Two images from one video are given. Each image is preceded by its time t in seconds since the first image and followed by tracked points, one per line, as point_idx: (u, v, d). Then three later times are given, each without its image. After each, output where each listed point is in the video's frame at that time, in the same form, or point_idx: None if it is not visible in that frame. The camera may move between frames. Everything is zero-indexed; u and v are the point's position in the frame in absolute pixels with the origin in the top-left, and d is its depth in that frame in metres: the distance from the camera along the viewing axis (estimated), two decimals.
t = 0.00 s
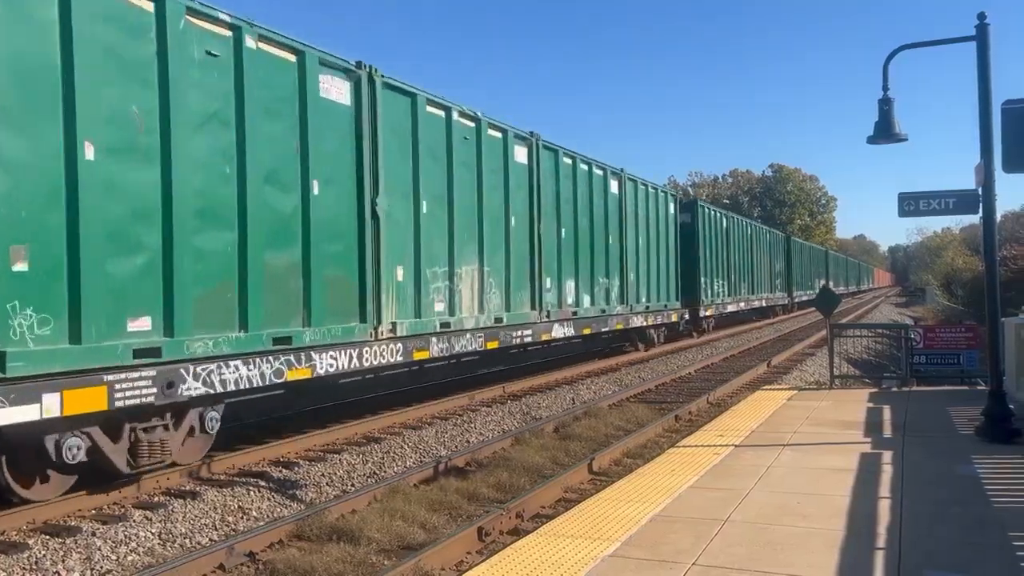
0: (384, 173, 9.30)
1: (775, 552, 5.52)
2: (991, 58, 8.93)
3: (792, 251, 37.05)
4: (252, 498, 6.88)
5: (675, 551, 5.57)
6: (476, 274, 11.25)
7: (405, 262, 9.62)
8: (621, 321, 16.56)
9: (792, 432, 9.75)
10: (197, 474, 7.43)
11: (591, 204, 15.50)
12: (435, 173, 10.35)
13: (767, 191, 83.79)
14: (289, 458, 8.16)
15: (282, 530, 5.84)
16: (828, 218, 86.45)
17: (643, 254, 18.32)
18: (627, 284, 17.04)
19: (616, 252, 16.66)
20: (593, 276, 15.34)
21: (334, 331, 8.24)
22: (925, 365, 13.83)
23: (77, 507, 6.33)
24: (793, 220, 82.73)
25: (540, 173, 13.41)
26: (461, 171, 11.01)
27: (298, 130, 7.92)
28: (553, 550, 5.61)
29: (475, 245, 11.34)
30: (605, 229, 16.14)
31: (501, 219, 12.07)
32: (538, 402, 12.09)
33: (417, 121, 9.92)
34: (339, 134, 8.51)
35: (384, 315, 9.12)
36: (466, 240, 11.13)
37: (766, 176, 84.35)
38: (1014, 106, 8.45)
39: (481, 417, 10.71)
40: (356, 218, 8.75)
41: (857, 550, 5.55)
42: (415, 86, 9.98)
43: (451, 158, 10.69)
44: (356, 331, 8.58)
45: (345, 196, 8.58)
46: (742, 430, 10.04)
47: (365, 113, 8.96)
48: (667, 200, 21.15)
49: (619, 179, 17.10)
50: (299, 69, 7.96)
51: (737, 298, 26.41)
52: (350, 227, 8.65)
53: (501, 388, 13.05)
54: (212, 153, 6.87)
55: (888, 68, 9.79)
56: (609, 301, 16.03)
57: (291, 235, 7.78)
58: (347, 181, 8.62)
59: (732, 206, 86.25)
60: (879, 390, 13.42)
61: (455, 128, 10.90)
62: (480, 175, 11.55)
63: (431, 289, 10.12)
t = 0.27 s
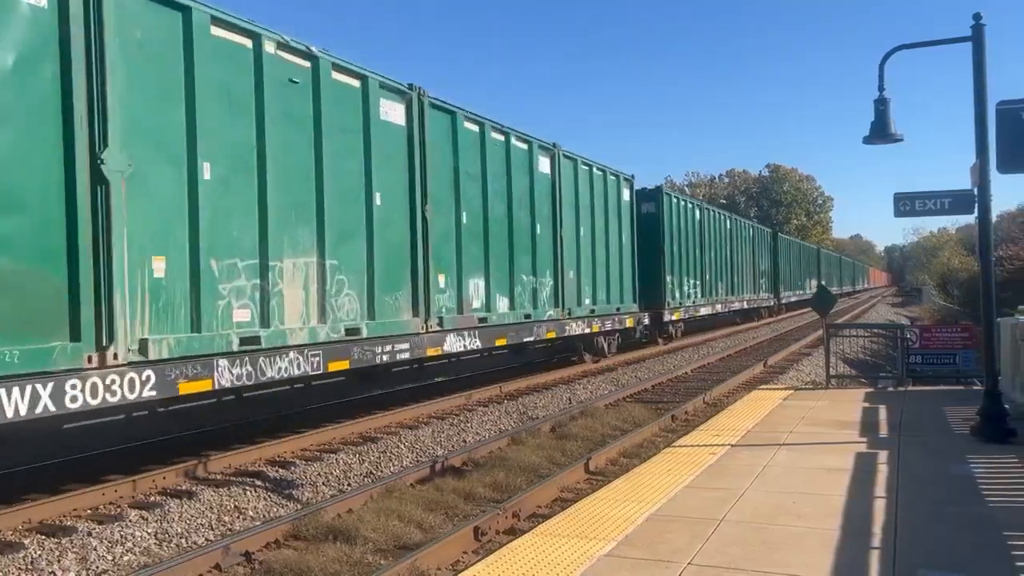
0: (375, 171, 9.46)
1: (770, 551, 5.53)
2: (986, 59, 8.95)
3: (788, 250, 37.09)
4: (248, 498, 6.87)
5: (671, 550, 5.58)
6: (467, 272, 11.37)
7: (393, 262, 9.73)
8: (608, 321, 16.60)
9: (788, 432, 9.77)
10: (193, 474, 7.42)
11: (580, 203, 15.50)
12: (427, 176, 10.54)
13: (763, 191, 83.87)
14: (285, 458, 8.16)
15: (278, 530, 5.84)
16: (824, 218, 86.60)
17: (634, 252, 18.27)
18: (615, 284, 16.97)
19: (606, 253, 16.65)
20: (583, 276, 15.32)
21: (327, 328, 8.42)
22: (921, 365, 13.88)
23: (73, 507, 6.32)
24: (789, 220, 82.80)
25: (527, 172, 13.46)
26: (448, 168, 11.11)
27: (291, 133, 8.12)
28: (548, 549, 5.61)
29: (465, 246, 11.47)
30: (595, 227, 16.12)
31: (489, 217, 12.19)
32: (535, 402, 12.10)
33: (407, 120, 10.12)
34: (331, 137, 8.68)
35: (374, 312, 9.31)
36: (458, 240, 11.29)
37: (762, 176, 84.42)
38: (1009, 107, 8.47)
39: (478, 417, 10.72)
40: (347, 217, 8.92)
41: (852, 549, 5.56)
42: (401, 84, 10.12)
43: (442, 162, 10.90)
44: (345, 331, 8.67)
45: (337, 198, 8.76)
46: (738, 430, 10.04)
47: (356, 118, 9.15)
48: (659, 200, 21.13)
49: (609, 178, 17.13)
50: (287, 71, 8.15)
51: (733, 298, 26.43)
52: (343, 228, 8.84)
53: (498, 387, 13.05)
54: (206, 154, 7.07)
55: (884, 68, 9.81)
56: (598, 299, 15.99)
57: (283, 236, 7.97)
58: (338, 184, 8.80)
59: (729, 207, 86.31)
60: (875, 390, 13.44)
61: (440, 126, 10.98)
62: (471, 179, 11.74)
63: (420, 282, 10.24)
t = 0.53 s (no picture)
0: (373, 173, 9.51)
1: (766, 551, 5.53)
2: (983, 59, 8.97)
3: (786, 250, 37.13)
4: (244, 498, 6.86)
5: (668, 550, 5.58)
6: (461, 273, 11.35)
7: (394, 260, 9.80)
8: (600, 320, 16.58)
9: (784, 431, 9.78)
10: (190, 473, 7.41)
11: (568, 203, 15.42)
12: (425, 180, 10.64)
13: (760, 191, 83.94)
14: (282, 457, 8.16)
15: (274, 529, 5.83)
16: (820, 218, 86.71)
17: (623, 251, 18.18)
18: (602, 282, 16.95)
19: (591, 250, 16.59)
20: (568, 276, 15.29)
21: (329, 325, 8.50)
22: (917, 364, 13.90)
23: (69, 506, 6.31)
24: (787, 220, 82.88)
25: (523, 171, 13.60)
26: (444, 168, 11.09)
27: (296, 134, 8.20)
28: (546, 548, 5.62)
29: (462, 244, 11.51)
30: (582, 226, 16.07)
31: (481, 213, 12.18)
32: (532, 401, 12.11)
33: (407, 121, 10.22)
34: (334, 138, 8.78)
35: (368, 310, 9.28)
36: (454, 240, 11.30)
37: (759, 176, 84.49)
38: (1005, 107, 8.48)
39: (474, 416, 10.72)
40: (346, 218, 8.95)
41: (848, 549, 5.56)
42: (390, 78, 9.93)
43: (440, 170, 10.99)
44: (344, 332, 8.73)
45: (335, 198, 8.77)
46: (734, 429, 10.04)
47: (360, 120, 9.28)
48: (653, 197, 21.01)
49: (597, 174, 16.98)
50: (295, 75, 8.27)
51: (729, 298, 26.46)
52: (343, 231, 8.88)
53: (495, 387, 13.06)
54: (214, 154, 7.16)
55: (881, 68, 9.82)
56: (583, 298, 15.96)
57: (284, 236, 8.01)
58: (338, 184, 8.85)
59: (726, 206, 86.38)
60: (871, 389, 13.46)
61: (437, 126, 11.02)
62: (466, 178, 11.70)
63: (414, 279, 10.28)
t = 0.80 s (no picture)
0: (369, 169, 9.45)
1: (763, 551, 5.53)
2: (980, 59, 8.98)
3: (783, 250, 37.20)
4: (242, 497, 6.85)
5: (666, 550, 5.58)
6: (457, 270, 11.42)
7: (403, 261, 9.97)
8: (597, 320, 16.57)
9: (782, 431, 9.78)
10: (187, 473, 7.40)
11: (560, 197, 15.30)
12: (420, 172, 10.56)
13: (758, 191, 84.00)
14: (279, 457, 8.15)
15: (272, 529, 5.83)
16: (818, 218, 86.82)
17: (620, 249, 18.15)
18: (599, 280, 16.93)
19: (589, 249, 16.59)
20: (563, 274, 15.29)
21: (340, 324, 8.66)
22: (915, 364, 13.91)
23: (65, 506, 6.30)
24: (784, 220, 82.95)
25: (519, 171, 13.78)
26: (442, 167, 11.08)
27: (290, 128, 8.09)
28: (543, 548, 5.62)
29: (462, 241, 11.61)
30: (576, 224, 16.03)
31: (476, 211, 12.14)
32: (530, 401, 12.11)
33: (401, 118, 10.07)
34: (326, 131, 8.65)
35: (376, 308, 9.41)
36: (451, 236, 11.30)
37: (757, 176, 84.56)
38: (1002, 107, 8.49)
39: (472, 416, 10.72)
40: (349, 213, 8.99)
41: (846, 549, 5.56)
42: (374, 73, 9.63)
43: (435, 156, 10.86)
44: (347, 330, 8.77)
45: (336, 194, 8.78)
46: (731, 429, 10.04)
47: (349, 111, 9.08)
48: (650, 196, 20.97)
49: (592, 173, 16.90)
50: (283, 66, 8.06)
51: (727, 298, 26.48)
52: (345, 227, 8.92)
53: (492, 387, 13.06)
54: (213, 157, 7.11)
55: (878, 68, 9.83)
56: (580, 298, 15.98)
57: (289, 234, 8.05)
58: (337, 179, 8.82)
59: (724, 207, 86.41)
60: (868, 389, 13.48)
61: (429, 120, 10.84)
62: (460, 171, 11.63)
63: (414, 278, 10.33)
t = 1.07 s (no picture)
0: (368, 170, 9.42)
1: (761, 551, 5.54)
2: (979, 60, 8.98)
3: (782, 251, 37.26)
4: (240, 498, 6.85)
5: (664, 550, 5.59)
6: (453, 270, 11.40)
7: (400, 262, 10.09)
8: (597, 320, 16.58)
9: (780, 432, 9.78)
10: (186, 474, 7.39)
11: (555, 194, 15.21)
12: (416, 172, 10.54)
13: (756, 192, 84.06)
14: (278, 457, 8.14)
15: (271, 529, 5.83)
16: (817, 218, 86.92)
17: (619, 249, 18.09)
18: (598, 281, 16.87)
19: (588, 249, 16.51)
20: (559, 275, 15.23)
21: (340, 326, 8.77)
22: (913, 365, 13.91)
23: (64, 507, 6.29)
24: (782, 220, 83.01)
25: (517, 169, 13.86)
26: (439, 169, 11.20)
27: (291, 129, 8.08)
28: (542, 549, 5.62)
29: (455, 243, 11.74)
30: (573, 223, 15.96)
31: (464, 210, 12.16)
32: (528, 401, 12.11)
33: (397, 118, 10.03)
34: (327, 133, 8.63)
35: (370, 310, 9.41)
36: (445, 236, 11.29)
37: (755, 177, 84.62)
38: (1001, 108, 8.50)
39: (471, 417, 10.72)
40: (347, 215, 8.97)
41: (844, 549, 5.57)
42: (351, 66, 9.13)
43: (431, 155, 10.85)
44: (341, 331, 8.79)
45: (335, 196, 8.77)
46: (730, 430, 10.05)
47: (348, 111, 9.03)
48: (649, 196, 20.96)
49: (590, 173, 16.83)
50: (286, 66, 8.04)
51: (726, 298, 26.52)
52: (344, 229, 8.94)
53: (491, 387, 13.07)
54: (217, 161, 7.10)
55: (877, 69, 9.84)
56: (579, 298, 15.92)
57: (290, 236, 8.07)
58: (337, 179, 8.82)
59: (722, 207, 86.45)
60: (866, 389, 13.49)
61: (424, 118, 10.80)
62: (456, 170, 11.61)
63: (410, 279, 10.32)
